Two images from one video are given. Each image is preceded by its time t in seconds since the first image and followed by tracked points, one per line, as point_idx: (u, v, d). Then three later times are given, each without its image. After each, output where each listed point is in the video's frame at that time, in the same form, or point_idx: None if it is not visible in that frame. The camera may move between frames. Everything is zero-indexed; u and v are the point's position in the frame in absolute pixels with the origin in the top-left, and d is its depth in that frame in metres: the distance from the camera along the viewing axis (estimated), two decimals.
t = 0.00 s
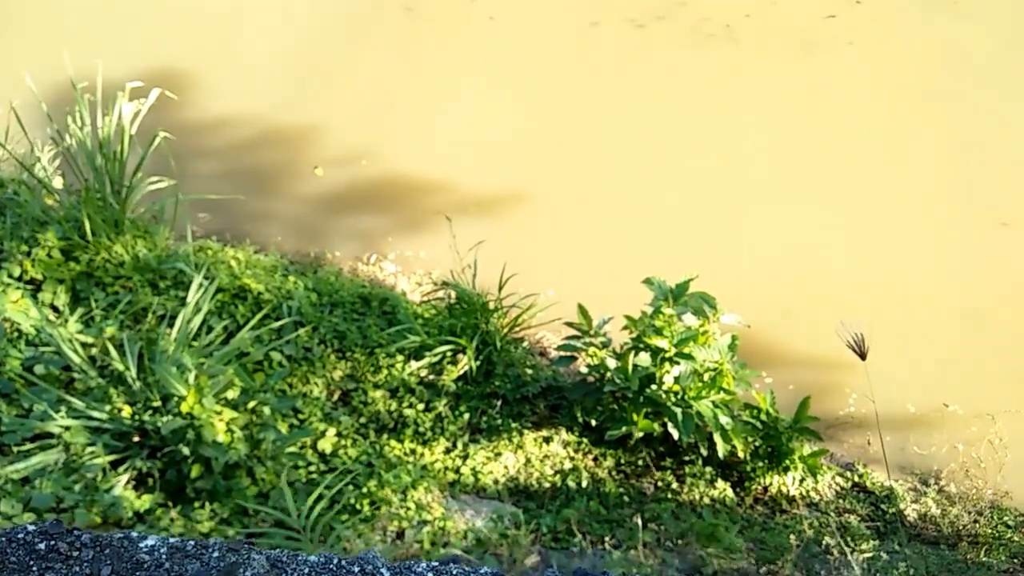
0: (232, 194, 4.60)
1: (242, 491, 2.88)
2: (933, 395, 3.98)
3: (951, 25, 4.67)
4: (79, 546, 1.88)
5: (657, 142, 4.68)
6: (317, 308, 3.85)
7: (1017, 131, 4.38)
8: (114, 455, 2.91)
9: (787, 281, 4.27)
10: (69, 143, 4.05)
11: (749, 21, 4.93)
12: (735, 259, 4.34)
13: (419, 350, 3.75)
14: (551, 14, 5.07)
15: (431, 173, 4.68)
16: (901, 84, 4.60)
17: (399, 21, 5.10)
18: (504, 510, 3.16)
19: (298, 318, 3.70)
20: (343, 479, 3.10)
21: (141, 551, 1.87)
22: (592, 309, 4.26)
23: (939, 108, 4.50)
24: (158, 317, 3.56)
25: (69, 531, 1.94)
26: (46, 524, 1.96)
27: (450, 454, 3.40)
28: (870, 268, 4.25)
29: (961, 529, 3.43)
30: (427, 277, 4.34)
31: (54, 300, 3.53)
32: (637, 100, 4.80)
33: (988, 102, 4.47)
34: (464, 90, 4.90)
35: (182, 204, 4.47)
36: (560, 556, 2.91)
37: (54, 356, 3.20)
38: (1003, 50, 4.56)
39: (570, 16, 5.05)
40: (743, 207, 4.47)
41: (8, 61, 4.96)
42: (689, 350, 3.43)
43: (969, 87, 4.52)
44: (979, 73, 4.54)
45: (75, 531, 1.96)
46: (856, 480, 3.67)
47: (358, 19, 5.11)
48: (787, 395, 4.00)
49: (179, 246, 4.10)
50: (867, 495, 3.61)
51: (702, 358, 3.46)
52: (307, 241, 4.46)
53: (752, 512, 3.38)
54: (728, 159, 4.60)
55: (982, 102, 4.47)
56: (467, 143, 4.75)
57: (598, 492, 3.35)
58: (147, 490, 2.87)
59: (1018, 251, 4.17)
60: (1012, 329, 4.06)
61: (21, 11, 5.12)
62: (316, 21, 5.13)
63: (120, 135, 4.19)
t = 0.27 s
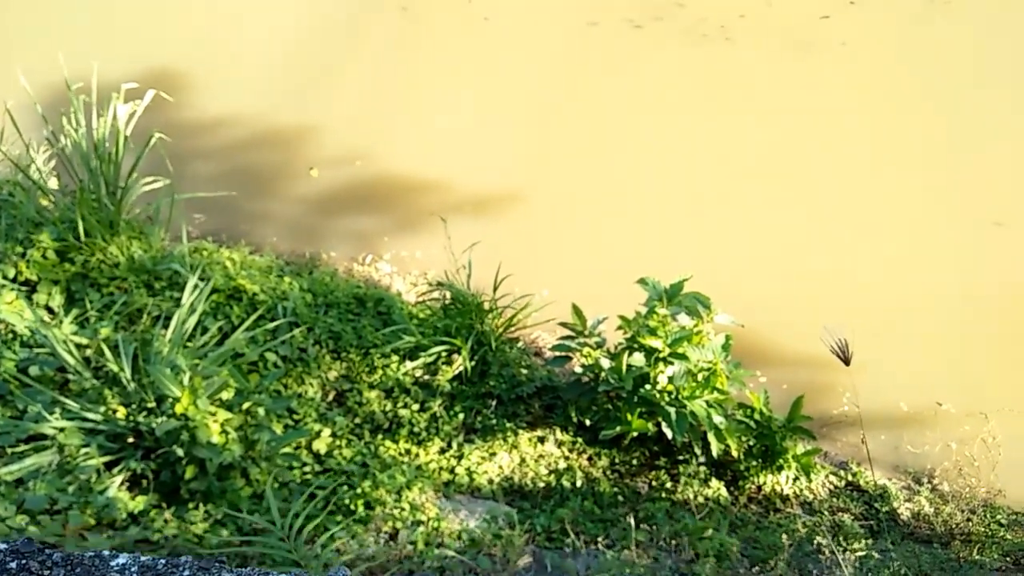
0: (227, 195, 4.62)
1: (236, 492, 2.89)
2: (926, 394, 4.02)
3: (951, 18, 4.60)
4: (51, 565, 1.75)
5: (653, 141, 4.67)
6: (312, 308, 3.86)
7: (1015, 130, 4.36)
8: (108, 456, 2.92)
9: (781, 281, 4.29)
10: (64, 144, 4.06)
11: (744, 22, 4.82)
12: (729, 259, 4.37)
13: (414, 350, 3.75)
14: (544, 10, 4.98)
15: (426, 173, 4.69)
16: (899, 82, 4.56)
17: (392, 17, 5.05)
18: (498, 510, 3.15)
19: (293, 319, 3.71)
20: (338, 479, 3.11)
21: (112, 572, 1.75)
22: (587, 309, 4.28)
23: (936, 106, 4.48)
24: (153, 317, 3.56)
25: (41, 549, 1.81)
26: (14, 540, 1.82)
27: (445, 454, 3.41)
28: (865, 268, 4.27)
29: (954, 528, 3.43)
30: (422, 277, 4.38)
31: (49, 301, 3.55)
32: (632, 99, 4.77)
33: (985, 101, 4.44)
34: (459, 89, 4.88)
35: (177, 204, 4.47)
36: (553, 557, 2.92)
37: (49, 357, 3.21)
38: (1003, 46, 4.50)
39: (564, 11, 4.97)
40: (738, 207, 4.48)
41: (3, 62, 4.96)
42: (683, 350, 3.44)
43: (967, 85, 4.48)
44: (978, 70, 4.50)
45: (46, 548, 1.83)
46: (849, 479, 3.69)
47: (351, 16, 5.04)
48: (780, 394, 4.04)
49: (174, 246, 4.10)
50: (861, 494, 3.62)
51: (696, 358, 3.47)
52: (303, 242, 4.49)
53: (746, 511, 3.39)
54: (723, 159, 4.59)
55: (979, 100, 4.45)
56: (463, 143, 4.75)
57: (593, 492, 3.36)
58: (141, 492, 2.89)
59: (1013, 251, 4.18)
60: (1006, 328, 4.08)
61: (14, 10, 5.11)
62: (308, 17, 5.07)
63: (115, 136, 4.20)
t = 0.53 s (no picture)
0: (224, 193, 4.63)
1: (232, 490, 2.88)
2: (925, 390, 4.00)
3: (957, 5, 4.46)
4: None
5: (651, 137, 4.64)
6: (308, 307, 3.85)
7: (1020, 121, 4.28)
8: (103, 456, 2.91)
9: (779, 278, 4.30)
10: (58, 143, 4.03)
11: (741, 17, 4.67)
12: (727, 256, 4.37)
13: (410, 348, 3.74)
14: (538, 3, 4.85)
15: (422, 170, 4.68)
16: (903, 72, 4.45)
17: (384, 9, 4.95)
18: (495, 508, 3.13)
19: (289, 317, 3.70)
20: (335, 478, 3.10)
21: None
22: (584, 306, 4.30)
23: (942, 96, 4.39)
24: (148, 316, 3.55)
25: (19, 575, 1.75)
26: None
27: (442, 452, 3.40)
28: (863, 264, 4.26)
29: (952, 524, 3.42)
30: (418, 275, 4.40)
31: (44, 301, 3.55)
32: (630, 94, 4.71)
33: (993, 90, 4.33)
34: (454, 84, 4.83)
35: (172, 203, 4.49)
36: (550, 557, 2.91)
37: (44, 356, 3.20)
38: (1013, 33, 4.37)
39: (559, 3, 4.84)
40: (736, 203, 4.47)
41: None
42: (680, 347, 3.43)
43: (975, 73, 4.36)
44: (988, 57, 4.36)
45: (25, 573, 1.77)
46: (846, 476, 3.68)
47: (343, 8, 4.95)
48: (778, 390, 4.05)
49: (169, 245, 4.08)
50: (859, 490, 3.61)
51: (693, 355, 3.45)
52: (298, 240, 4.50)
53: (744, 508, 3.38)
54: (721, 154, 4.56)
55: (986, 89, 4.34)
56: (459, 140, 4.73)
57: (590, 489, 3.35)
58: (137, 492, 2.88)
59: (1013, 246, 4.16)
60: (1005, 324, 4.07)
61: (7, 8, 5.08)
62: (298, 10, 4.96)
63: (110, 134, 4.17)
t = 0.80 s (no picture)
0: (217, 191, 4.61)
1: (225, 491, 2.88)
2: (918, 386, 4.02)
3: None
4: None
5: (645, 133, 4.63)
6: (301, 305, 3.85)
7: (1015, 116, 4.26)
8: (96, 456, 2.91)
9: (772, 275, 4.30)
10: (50, 142, 4.02)
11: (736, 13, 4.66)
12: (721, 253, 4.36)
13: (404, 347, 3.74)
14: None
15: (416, 167, 4.68)
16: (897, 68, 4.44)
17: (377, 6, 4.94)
18: (487, 507, 3.13)
19: (282, 316, 3.70)
20: (328, 477, 3.10)
21: None
22: (579, 303, 4.32)
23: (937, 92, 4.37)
24: (141, 316, 3.54)
25: None
26: None
27: (435, 450, 3.40)
28: (856, 261, 4.26)
29: (944, 520, 3.43)
30: (413, 273, 4.39)
31: (37, 300, 3.54)
32: (624, 91, 4.70)
33: (991, 84, 4.29)
34: (448, 81, 4.81)
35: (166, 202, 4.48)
36: (541, 555, 2.91)
37: (36, 356, 3.20)
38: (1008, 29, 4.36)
39: None
40: (730, 200, 4.46)
41: None
42: (673, 345, 3.44)
43: (970, 69, 4.34)
44: (984, 52, 4.34)
45: None
46: (840, 473, 3.67)
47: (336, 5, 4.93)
48: (772, 387, 4.06)
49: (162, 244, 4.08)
50: (851, 487, 3.62)
51: (686, 352, 3.47)
52: (292, 238, 4.49)
53: (737, 505, 3.39)
54: (715, 150, 4.55)
55: (981, 84, 4.32)
56: (453, 137, 4.72)
57: (583, 487, 3.35)
58: (129, 492, 2.88)
59: (1007, 242, 4.15)
60: (997, 320, 4.07)
61: None
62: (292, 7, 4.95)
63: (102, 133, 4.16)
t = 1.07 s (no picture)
0: (210, 190, 4.60)
1: (217, 492, 2.86)
2: (913, 381, 4.01)
3: None
4: None
5: (638, 128, 4.62)
6: (294, 304, 3.83)
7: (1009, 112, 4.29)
8: (86, 458, 2.91)
9: (767, 271, 4.29)
10: (41, 141, 4.01)
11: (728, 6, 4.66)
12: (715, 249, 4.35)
13: (397, 346, 3.73)
14: None
15: (409, 165, 4.67)
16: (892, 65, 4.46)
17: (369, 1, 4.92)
18: (481, 507, 3.12)
19: (274, 316, 3.68)
20: (321, 478, 3.09)
21: None
22: (572, 299, 4.28)
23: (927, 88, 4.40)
24: (132, 316, 3.53)
25: None
26: None
27: (429, 449, 3.39)
28: (850, 257, 4.26)
29: (939, 514, 3.42)
30: (406, 271, 4.37)
31: (28, 301, 3.52)
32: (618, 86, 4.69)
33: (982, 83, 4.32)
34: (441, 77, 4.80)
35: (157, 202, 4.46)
36: (535, 555, 2.90)
37: (27, 358, 3.19)
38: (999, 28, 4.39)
39: None
40: (724, 195, 4.45)
41: None
42: (667, 342, 3.41)
43: (960, 66, 4.36)
44: (974, 51, 4.36)
45: None
46: (835, 468, 3.65)
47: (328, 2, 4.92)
48: (766, 383, 4.01)
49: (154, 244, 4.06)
50: (847, 482, 3.59)
51: (680, 349, 3.43)
52: (285, 237, 4.48)
53: (732, 502, 3.37)
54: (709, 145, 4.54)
55: (972, 78, 4.34)
56: (446, 134, 4.71)
57: (578, 485, 3.34)
58: (120, 494, 2.88)
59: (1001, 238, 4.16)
60: (991, 314, 4.07)
61: None
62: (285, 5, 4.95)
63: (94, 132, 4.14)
